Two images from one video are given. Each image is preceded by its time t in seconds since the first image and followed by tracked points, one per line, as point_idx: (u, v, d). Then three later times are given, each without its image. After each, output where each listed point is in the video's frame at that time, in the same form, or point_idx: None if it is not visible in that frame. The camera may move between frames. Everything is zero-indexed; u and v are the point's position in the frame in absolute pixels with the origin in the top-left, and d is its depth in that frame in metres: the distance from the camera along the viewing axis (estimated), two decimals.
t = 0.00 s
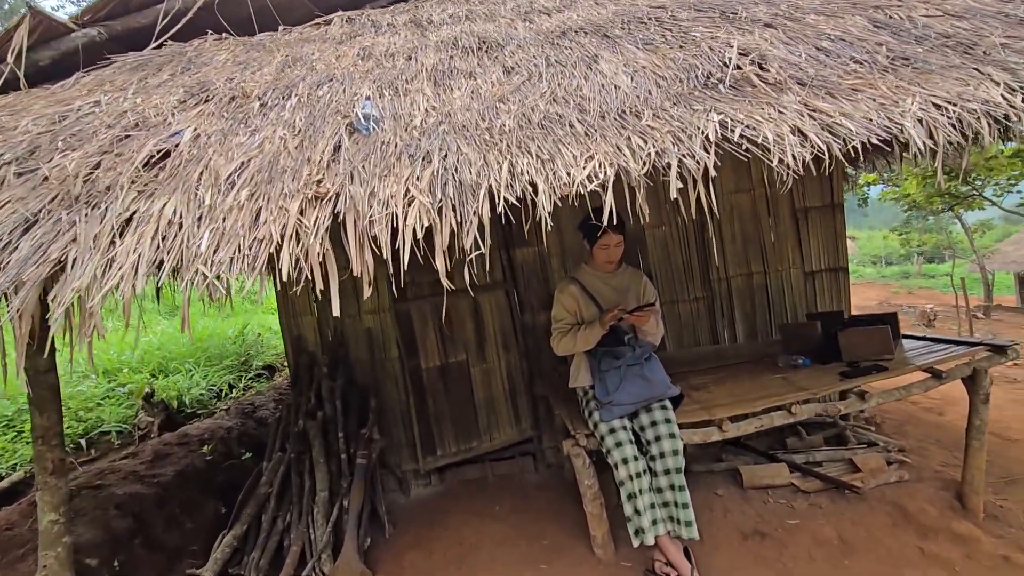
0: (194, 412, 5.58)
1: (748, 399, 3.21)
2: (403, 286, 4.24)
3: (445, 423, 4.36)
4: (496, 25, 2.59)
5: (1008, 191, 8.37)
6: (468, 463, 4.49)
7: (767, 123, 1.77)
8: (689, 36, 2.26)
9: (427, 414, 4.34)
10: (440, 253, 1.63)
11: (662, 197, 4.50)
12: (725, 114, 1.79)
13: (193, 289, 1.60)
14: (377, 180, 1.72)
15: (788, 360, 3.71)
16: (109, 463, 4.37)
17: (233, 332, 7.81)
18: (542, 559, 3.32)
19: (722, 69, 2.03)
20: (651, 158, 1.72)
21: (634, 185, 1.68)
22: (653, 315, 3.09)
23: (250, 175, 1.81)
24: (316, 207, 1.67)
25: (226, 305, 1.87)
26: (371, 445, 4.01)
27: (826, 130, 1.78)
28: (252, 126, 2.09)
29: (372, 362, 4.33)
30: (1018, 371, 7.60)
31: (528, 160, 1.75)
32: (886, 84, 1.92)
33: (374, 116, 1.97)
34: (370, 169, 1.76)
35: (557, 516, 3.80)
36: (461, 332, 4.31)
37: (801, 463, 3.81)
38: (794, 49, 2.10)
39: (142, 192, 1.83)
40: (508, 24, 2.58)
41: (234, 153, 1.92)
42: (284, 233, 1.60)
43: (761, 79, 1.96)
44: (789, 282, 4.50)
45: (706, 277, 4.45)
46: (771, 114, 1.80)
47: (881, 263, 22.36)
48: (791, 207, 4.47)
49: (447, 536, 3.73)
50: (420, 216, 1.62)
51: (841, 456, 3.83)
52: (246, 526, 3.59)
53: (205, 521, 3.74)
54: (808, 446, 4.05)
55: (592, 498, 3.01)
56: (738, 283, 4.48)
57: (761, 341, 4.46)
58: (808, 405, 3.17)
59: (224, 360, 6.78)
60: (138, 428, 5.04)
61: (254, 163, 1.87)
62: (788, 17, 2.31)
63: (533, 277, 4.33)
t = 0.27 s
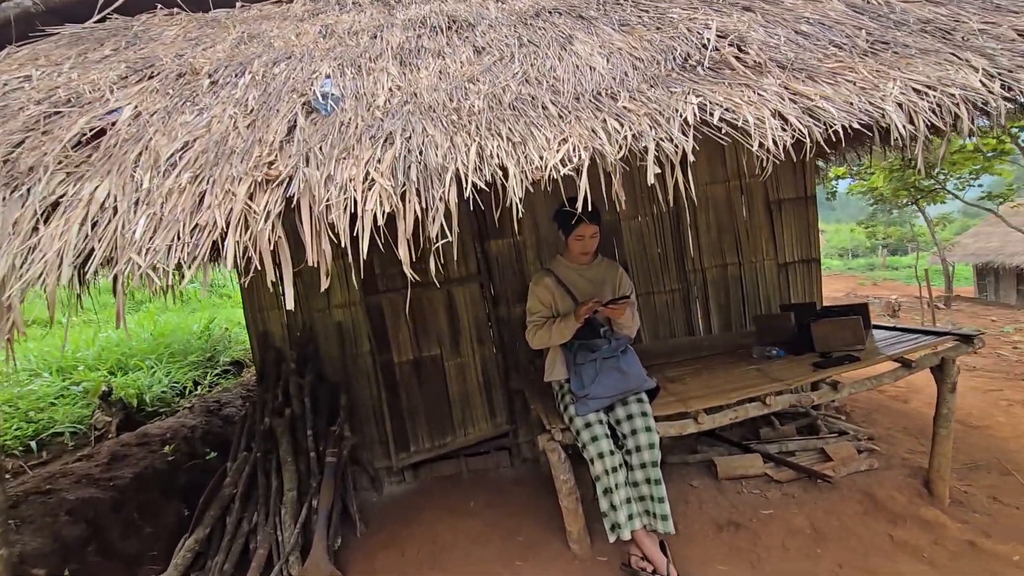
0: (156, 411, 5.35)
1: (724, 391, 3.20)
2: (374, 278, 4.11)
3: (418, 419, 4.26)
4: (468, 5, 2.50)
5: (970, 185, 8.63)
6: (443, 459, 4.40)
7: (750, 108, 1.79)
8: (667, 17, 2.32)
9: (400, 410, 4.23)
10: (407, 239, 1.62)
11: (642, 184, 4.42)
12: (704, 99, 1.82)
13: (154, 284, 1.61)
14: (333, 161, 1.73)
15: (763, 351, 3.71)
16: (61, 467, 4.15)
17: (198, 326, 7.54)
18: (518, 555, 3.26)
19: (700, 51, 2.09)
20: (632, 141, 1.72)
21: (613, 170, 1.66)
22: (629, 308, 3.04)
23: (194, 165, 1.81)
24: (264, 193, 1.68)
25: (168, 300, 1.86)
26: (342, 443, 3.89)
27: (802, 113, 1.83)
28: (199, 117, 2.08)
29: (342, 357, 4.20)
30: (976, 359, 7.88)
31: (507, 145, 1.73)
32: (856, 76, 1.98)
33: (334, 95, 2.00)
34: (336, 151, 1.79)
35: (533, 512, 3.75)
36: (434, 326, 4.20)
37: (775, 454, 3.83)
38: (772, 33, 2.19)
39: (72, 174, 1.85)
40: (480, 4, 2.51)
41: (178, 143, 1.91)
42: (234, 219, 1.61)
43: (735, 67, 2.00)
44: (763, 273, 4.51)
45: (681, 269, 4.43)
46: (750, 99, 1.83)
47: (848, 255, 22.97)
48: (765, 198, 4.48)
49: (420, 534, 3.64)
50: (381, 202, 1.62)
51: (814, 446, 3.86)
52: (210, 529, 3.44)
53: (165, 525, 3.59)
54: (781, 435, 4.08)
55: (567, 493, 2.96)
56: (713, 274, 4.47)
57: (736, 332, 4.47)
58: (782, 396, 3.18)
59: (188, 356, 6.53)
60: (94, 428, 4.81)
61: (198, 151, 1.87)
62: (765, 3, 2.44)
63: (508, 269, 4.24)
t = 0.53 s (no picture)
0: (112, 411, 5.07)
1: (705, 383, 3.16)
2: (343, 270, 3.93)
3: (392, 416, 4.12)
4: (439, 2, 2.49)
5: (933, 179, 8.86)
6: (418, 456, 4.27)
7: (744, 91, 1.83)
8: None
9: (372, 407, 4.08)
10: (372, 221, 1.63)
11: (625, 169, 4.32)
12: (692, 78, 1.86)
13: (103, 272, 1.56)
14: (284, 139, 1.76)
15: (741, 343, 3.69)
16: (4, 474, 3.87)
17: (159, 322, 7.22)
18: (496, 555, 3.17)
19: (688, 26, 2.17)
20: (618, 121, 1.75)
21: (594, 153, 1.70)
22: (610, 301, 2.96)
23: (135, 145, 1.82)
24: (208, 173, 1.70)
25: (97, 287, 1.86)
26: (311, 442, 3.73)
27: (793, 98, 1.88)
28: (148, 95, 2.03)
29: (311, 353, 4.03)
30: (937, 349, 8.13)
31: (488, 122, 1.77)
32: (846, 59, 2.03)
33: (294, 66, 2.07)
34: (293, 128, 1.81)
35: (511, 509, 3.67)
36: (408, 320, 4.06)
37: (753, 445, 3.82)
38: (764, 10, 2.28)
39: None
40: None
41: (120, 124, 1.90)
42: (177, 199, 1.63)
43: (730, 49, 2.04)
44: (740, 264, 4.51)
45: (660, 260, 4.38)
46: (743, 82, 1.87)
47: (815, 248, 23.55)
48: (743, 189, 4.46)
49: (395, 535, 3.52)
50: (344, 183, 1.64)
51: (790, 437, 3.87)
52: (170, 536, 3.24)
53: (120, 533, 3.42)
54: (759, 426, 4.08)
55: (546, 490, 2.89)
56: (691, 266, 4.44)
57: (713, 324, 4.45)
58: (762, 388, 3.15)
59: (148, 353, 6.24)
60: (44, 431, 4.52)
61: (140, 130, 1.88)
62: None
63: (484, 260, 4.12)
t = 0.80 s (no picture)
0: (70, 418, 4.78)
1: (697, 385, 3.07)
2: (320, 269, 3.73)
3: (372, 421, 3.95)
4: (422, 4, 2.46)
5: (906, 178, 9.04)
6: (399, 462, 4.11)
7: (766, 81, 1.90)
8: None
9: (351, 411, 3.91)
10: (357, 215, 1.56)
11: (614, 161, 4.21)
12: (710, 65, 1.96)
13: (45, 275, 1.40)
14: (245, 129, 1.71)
15: (731, 343, 3.62)
16: None
17: (123, 322, 6.88)
18: (483, 566, 3.04)
19: (703, 14, 2.32)
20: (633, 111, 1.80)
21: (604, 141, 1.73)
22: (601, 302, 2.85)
23: (86, 138, 1.74)
24: (157, 162, 1.61)
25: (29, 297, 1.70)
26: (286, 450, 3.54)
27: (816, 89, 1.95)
28: (100, 84, 1.97)
29: (286, 356, 3.82)
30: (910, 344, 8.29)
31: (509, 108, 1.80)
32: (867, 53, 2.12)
33: (261, 43, 2.10)
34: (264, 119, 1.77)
35: (497, 516, 3.54)
36: (388, 320, 3.89)
37: (741, 446, 3.77)
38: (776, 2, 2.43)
39: None
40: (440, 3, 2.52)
41: (76, 119, 1.82)
42: (121, 189, 1.54)
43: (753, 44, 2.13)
44: (726, 263, 4.45)
45: (646, 258, 4.30)
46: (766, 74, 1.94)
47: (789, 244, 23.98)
48: (729, 186, 4.40)
49: (376, 546, 3.36)
50: (322, 174, 1.57)
51: (778, 438, 3.83)
52: (133, 552, 3.02)
53: (80, 551, 3.17)
54: (747, 426, 4.03)
55: (536, 499, 2.77)
56: (678, 264, 4.37)
57: (700, 323, 4.39)
58: (754, 390, 3.08)
59: (110, 355, 5.92)
60: None
61: (93, 125, 1.80)
62: None
63: (467, 258, 3.97)
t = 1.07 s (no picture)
0: (29, 428, 4.50)
1: (693, 387, 2.99)
2: (299, 267, 3.56)
3: (354, 426, 3.79)
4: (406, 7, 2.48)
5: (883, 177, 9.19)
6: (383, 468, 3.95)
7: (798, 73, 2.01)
8: None
9: (333, 417, 3.74)
10: (350, 204, 1.53)
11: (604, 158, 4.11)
12: (737, 53, 2.11)
13: None
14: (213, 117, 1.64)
15: (724, 342, 3.56)
16: None
17: (88, 324, 6.57)
18: None
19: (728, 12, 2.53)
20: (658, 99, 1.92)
21: (623, 126, 1.83)
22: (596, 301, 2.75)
23: (47, 126, 1.63)
24: (113, 141, 1.54)
25: None
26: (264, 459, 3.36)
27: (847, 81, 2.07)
28: (56, 58, 1.99)
29: (263, 360, 3.62)
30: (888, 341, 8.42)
31: (526, 89, 1.91)
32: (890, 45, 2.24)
33: (237, 28, 2.12)
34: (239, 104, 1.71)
35: (486, 524, 3.41)
36: (371, 322, 3.73)
37: (734, 447, 3.72)
38: None
39: None
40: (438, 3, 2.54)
41: (38, 109, 1.71)
42: (67, 170, 1.46)
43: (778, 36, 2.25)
44: (716, 262, 4.40)
45: (636, 257, 4.22)
46: (800, 66, 2.04)
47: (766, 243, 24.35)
48: (719, 184, 4.35)
49: (360, 559, 3.20)
50: (310, 157, 1.57)
51: (770, 438, 3.78)
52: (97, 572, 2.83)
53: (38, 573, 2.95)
54: (738, 427, 3.98)
55: (529, 508, 2.65)
56: (668, 262, 4.30)
57: (690, 323, 4.33)
58: (751, 391, 3.02)
59: (73, 360, 5.63)
60: None
61: (57, 112, 1.69)
62: None
63: (453, 257, 3.83)
